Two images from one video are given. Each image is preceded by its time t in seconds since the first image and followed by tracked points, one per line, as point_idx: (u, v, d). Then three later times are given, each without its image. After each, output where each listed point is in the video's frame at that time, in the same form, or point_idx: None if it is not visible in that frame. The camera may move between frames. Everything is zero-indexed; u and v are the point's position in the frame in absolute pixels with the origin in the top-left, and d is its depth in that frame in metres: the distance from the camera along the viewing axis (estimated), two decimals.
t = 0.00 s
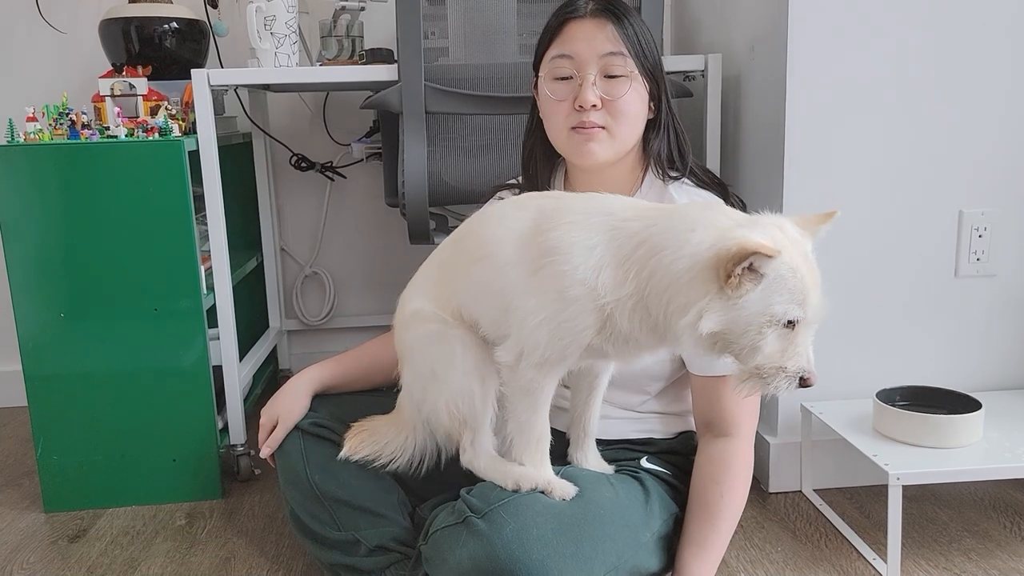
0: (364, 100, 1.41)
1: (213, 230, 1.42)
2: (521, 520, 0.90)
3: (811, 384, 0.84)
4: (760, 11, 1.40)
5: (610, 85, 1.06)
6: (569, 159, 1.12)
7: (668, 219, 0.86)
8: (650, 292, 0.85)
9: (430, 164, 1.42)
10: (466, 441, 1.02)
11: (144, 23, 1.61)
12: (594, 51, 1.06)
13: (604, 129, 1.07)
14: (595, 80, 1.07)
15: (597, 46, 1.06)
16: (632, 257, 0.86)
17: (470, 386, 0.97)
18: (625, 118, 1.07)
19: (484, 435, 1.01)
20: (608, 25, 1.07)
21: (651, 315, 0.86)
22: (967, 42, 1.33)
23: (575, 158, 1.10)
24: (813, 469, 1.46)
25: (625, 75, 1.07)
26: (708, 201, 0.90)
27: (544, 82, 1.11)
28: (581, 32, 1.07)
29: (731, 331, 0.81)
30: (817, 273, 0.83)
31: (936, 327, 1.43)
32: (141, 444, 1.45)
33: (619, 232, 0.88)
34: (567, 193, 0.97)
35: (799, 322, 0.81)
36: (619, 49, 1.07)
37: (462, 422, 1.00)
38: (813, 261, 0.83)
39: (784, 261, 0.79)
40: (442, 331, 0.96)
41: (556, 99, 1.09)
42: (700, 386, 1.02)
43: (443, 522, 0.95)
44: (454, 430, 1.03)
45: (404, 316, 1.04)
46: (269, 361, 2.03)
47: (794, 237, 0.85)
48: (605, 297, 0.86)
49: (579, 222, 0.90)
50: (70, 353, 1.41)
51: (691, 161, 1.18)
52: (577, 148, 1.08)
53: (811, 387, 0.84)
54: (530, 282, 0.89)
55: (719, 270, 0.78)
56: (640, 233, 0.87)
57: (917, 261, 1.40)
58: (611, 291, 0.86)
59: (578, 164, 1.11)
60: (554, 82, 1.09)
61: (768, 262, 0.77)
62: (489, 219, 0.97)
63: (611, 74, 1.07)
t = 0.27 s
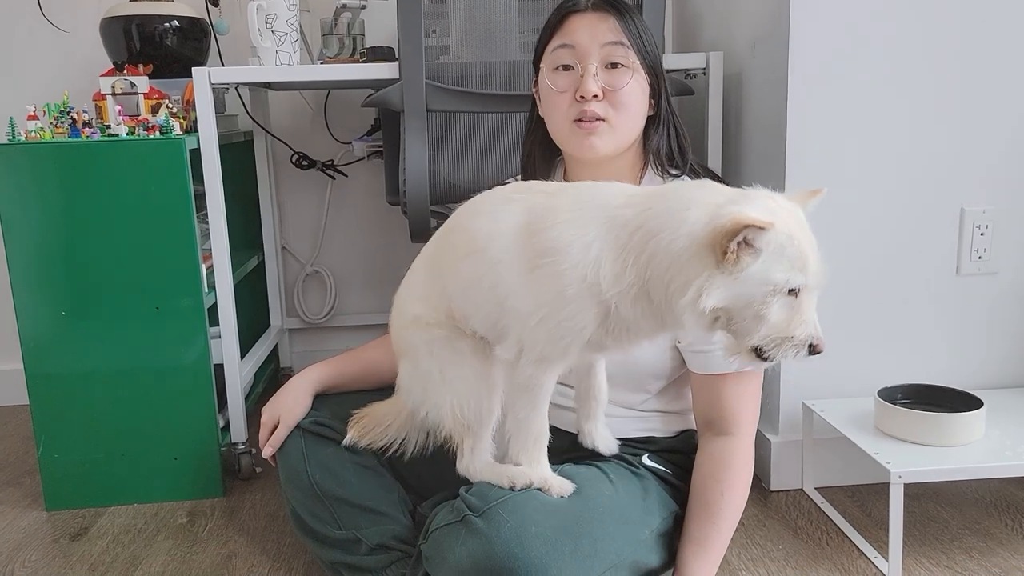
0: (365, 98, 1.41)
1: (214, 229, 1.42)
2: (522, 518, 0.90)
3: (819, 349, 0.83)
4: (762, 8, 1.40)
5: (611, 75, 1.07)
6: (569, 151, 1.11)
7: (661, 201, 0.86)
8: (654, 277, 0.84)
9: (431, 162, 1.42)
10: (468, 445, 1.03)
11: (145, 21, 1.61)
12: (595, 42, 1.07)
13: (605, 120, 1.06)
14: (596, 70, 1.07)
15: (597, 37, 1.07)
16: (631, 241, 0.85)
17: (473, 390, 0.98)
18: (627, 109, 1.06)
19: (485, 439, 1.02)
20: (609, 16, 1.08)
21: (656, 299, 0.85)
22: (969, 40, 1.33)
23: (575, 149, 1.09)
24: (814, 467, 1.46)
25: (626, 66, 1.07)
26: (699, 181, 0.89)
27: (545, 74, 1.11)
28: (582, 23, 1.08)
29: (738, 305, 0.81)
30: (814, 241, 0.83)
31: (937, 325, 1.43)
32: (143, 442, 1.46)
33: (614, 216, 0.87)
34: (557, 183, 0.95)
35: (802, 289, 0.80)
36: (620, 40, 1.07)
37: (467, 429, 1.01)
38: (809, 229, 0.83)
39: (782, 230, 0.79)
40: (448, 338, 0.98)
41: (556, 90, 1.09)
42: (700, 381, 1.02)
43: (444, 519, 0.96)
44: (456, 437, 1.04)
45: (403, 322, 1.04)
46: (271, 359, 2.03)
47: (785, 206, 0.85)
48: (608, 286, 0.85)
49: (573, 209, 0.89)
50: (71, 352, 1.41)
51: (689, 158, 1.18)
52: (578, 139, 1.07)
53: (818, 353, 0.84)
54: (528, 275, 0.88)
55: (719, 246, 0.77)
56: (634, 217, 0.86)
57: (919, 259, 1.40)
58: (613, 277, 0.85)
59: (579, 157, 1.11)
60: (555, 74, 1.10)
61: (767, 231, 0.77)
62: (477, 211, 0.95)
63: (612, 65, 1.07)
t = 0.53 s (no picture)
0: (366, 98, 1.41)
1: (215, 228, 1.42)
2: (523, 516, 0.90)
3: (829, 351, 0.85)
4: (763, 7, 1.40)
5: (611, 74, 1.07)
6: (568, 148, 1.11)
7: (686, 212, 0.84)
8: (681, 284, 0.83)
9: (433, 161, 1.42)
10: (469, 444, 1.03)
11: (146, 20, 1.61)
12: (595, 40, 1.07)
13: (605, 118, 1.07)
14: (596, 69, 1.07)
15: (598, 35, 1.07)
16: (655, 248, 0.84)
17: (476, 388, 0.98)
18: (626, 107, 1.06)
19: (487, 439, 1.02)
20: (609, 15, 1.08)
21: (682, 305, 0.84)
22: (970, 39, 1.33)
23: (575, 147, 1.09)
24: (815, 466, 1.46)
25: (626, 65, 1.07)
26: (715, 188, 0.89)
27: (545, 73, 1.11)
28: (582, 22, 1.08)
29: (764, 315, 0.80)
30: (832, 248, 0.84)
31: (938, 324, 1.43)
32: (144, 441, 1.46)
33: (638, 222, 0.86)
34: (563, 185, 0.95)
35: (824, 297, 0.81)
36: (620, 39, 1.07)
37: (469, 427, 1.01)
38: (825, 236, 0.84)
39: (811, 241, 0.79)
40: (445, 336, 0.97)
41: (556, 88, 1.09)
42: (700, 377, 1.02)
43: (445, 517, 0.96)
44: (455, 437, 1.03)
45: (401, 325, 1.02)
46: (272, 358, 2.03)
47: (807, 217, 0.85)
48: (632, 292, 0.85)
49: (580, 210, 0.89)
50: (72, 350, 1.41)
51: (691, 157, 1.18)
52: (577, 137, 1.08)
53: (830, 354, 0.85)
54: (534, 273, 0.87)
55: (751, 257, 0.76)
56: (657, 227, 0.85)
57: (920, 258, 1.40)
58: (638, 284, 0.85)
59: (578, 155, 1.11)
60: (555, 72, 1.09)
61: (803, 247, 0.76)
62: (480, 215, 0.95)
63: (612, 63, 1.07)
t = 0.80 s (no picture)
0: (367, 96, 1.41)
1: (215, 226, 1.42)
2: (524, 515, 0.90)
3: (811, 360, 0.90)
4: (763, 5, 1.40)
5: (610, 73, 1.07)
6: (567, 147, 1.11)
7: (710, 215, 0.84)
8: (705, 288, 0.82)
9: (433, 159, 1.42)
10: (470, 438, 1.01)
11: (146, 19, 1.61)
12: (594, 39, 1.07)
13: (604, 117, 1.07)
14: (595, 68, 1.07)
15: (597, 34, 1.07)
16: (680, 250, 0.83)
17: (479, 380, 0.95)
18: (626, 106, 1.06)
19: (487, 433, 1.00)
20: (608, 14, 1.08)
21: (700, 310, 0.83)
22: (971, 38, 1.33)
23: (574, 146, 1.09)
24: (815, 465, 1.46)
25: (625, 64, 1.07)
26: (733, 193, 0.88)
27: (543, 72, 1.11)
28: (581, 21, 1.08)
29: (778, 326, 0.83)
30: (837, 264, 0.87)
31: (938, 323, 1.43)
32: (144, 440, 1.46)
33: (663, 223, 0.85)
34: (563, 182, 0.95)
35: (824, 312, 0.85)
36: (620, 38, 1.07)
37: (470, 421, 0.99)
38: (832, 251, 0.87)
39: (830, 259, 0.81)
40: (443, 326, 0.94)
41: (556, 88, 1.09)
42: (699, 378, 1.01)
43: (446, 516, 0.96)
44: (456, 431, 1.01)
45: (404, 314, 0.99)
46: (273, 357, 2.03)
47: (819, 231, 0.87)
48: (655, 290, 0.83)
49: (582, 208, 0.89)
50: (72, 349, 1.41)
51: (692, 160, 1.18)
52: (577, 137, 1.08)
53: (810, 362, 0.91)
54: (534, 271, 0.87)
55: (780, 269, 0.77)
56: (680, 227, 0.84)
57: (919, 257, 1.40)
58: (660, 283, 0.83)
59: (576, 153, 1.11)
60: (554, 71, 1.09)
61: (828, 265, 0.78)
62: (479, 214, 0.95)
63: (612, 62, 1.07)
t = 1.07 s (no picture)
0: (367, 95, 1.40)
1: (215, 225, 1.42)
2: (524, 514, 0.90)
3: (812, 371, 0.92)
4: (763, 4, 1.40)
5: (611, 72, 1.07)
6: (569, 146, 1.11)
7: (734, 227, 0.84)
8: (727, 296, 0.82)
9: (433, 158, 1.41)
10: (473, 427, 0.93)
11: (146, 18, 1.61)
12: (594, 38, 1.07)
13: (605, 116, 1.07)
14: (595, 67, 1.06)
15: (597, 33, 1.07)
16: (708, 256, 0.83)
17: (481, 361, 0.89)
18: (626, 105, 1.07)
19: (491, 422, 0.93)
20: (608, 13, 1.08)
21: (720, 318, 0.83)
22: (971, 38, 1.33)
23: (575, 146, 1.09)
24: (815, 464, 1.46)
25: (626, 63, 1.07)
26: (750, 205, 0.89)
27: (543, 72, 1.11)
28: (582, 20, 1.08)
29: (793, 338, 0.84)
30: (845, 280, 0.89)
31: (939, 322, 1.43)
32: (144, 439, 1.46)
33: (691, 230, 0.85)
34: (562, 179, 0.95)
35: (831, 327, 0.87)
36: (620, 38, 1.07)
37: (471, 407, 0.91)
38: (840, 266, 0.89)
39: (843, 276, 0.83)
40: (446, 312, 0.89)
41: (556, 87, 1.09)
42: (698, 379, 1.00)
43: (445, 515, 0.95)
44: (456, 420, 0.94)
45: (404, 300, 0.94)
46: (273, 356, 2.03)
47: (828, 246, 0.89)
48: (675, 295, 0.83)
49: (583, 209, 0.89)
50: (72, 348, 1.41)
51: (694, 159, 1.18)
52: (578, 136, 1.08)
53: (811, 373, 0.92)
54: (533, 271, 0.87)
55: (805, 283, 0.79)
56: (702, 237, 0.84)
57: (920, 256, 1.40)
58: (683, 288, 0.83)
59: (578, 152, 1.11)
60: (554, 70, 1.09)
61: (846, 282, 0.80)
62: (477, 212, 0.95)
63: (612, 61, 1.07)
